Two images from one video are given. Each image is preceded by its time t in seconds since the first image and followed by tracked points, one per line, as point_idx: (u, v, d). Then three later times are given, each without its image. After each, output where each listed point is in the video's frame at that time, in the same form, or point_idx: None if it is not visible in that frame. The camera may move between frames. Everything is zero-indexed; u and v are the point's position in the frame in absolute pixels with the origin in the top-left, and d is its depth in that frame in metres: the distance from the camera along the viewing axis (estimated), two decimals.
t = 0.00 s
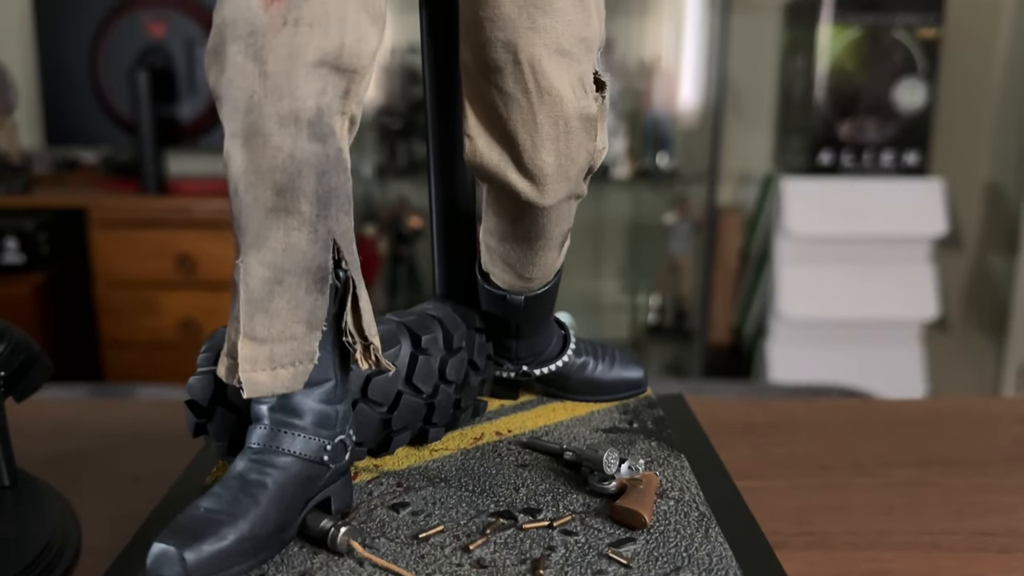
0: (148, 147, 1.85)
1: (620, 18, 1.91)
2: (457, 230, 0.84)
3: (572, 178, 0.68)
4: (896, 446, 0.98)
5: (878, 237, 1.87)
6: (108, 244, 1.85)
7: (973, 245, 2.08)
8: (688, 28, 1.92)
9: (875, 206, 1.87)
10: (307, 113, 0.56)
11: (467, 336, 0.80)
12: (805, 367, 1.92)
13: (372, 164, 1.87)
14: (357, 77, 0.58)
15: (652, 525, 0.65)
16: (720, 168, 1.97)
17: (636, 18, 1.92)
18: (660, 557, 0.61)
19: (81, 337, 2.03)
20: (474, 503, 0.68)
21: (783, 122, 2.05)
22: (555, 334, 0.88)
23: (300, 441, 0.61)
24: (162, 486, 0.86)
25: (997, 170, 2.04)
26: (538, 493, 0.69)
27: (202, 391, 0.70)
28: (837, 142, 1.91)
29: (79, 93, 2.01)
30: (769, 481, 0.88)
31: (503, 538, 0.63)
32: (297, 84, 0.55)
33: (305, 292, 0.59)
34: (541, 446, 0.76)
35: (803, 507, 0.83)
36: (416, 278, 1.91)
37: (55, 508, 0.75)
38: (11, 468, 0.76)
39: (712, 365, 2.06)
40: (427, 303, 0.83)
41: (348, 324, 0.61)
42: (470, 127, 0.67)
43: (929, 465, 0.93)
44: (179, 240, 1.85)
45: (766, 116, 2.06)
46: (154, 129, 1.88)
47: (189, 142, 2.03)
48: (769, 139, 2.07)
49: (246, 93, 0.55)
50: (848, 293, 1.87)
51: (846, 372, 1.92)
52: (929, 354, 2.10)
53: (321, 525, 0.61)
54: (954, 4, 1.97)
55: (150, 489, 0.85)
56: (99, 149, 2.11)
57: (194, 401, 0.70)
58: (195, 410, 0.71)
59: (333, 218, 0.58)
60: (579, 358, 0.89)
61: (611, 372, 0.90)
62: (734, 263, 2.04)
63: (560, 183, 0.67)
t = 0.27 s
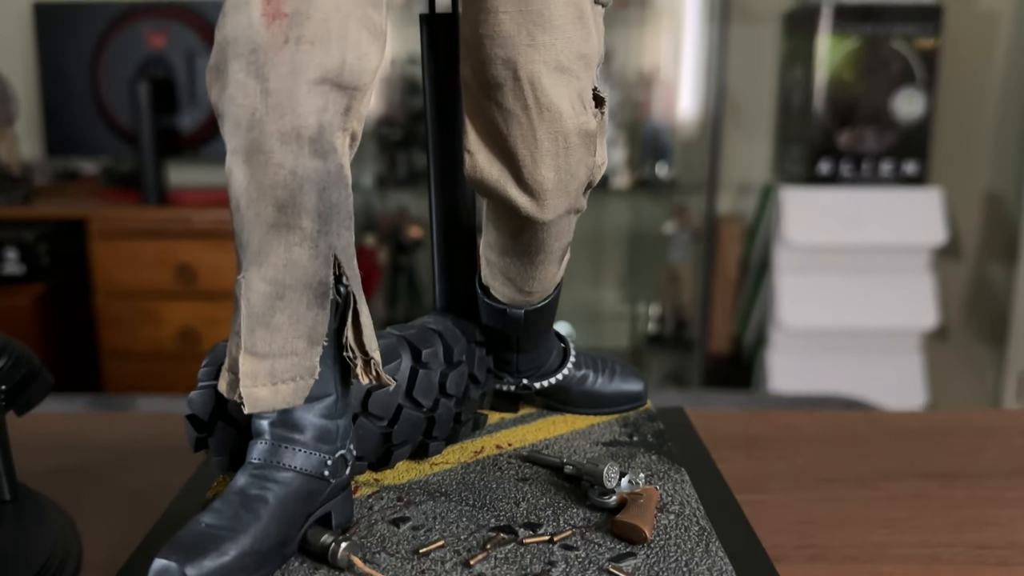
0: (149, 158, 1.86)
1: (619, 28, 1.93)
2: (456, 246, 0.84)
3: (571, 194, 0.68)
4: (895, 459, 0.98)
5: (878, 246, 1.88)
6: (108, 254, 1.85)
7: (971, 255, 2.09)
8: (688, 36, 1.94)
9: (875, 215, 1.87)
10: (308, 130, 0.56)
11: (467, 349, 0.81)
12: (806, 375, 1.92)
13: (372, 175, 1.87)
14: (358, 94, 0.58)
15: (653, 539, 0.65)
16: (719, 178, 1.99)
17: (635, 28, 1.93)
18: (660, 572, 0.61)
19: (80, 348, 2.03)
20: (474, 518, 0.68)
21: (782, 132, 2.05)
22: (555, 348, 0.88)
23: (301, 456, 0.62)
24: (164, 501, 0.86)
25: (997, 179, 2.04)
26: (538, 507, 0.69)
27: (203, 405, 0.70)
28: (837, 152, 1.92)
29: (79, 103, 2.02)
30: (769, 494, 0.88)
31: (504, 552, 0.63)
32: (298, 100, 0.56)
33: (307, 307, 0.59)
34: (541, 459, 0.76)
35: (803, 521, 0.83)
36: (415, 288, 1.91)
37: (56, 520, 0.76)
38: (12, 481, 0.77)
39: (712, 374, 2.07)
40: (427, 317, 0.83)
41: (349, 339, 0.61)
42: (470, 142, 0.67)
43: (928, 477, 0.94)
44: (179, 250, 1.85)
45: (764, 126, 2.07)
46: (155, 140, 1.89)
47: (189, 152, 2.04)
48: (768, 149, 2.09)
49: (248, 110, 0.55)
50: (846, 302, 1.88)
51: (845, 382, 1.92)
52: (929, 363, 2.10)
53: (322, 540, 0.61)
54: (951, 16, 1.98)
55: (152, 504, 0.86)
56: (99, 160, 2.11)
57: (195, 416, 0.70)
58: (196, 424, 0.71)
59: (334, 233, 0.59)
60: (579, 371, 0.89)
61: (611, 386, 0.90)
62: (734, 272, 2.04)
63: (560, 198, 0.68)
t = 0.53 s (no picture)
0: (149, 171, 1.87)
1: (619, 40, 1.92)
2: (456, 264, 0.85)
3: (571, 211, 0.69)
4: (896, 473, 0.98)
5: (878, 257, 1.88)
6: (108, 265, 1.85)
7: (971, 265, 2.10)
8: (687, 50, 1.94)
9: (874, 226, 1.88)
10: (310, 149, 0.57)
11: (468, 365, 0.81)
12: (806, 387, 1.92)
13: (371, 186, 1.88)
14: (360, 113, 0.59)
15: (654, 556, 0.65)
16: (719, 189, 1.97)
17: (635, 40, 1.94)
18: None
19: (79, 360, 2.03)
20: (476, 535, 0.68)
21: (780, 142, 2.06)
22: (556, 363, 0.88)
23: (303, 473, 0.62)
24: (166, 517, 0.86)
25: (997, 191, 2.06)
26: (539, 524, 0.69)
27: (204, 421, 0.70)
28: (836, 163, 1.91)
29: (79, 115, 2.03)
30: (769, 509, 0.88)
31: (505, 570, 0.63)
32: (300, 120, 0.56)
33: (309, 324, 0.59)
34: (542, 475, 0.76)
35: (804, 536, 0.83)
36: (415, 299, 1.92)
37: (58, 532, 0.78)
38: (13, 498, 0.80)
39: (712, 384, 2.07)
40: (428, 332, 0.84)
41: (351, 356, 0.62)
42: (470, 159, 0.68)
43: (929, 492, 0.94)
44: (180, 262, 1.85)
45: (763, 137, 2.08)
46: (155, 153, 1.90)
47: (190, 163, 2.04)
48: (766, 161, 2.09)
49: (250, 130, 0.56)
50: (846, 312, 1.88)
51: (845, 393, 1.92)
52: (929, 373, 2.12)
53: (323, 557, 0.62)
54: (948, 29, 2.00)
55: (153, 519, 0.86)
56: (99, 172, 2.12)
57: (196, 432, 0.71)
58: (197, 441, 0.71)
59: (336, 251, 0.59)
60: (580, 386, 0.89)
61: (612, 401, 0.90)
62: (734, 284, 2.06)
63: (560, 215, 0.68)
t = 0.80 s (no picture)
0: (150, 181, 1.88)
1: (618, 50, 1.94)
2: (456, 275, 0.85)
3: (572, 226, 0.69)
4: (898, 484, 0.98)
5: (879, 266, 1.89)
6: (109, 275, 1.86)
7: (971, 273, 2.13)
8: (687, 60, 1.95)
9: (874, 235, 1.88)
10: (313, 166, 0.57)
11: (469, 379, 0.81)
12: (807, 396, 1.92)
13: (372, 196, 1.88)
14: (362, 130, 0.59)
15: (656, 571, 0.65)
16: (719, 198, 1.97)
17: (635, 50, 1.95)
18: None
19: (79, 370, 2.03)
20: (478, 550, 0.68)
21: (780, 151, 2.07)
22: (557, 376, 0.89)
23: (305, 489, 0.62)
24: (167, 533, 0.86)
25: (996, 200, 2.09)
26: (541, 539, 0.69)
27: (208, 436, 0.70)
28: (835, 172, 1.92)
29: (80, 126, 2.03)
30: (771, 522, 0.88)
31: None
32: (304, 137, 0.56)
33: (311, 340, 0.59)
34: (543, 490, 0.77)
35: (806, 549, 0.83)
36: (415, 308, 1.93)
37: (60, 547, 0.80)
38: (15, 512, 0.81)
39: (714, 393, 2.08)
40: (430, 346, 0.84)
41: (353, 372, 0.62)
42: (472, 175, 0.68)
43: (931, 504, 0.94)
44: (181, 272, 1.86)
45: (763, 145, 2.09)
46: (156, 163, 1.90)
47: (191, 173, 2.05)
48: (766, 170, 2.10)
49: (254, 147, 0.56)
50: (846, 322, 1.89)
51: (847, 402, 1.93)
52: (930, 381, 2.13)
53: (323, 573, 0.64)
54: (947, 35, 2.03)
55: (154, 533, 0.86)
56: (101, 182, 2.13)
57: (199, 446, 0.71)
58: (200, 455, 0.71)
59: (339, 266, 0.59)
60: (581, 400, 0.89)
61: (613, 414, 0.91)
62: (734, 292, 2.07)
63: (561, 229, 0.69)
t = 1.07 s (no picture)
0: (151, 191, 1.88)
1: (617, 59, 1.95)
2: (456, 287, 0.85)
3: (571, 240, 0.70)
4: (898, 496, 0.98)
5: (879, 274, 1.89)
6: (109, 284, 1.86)
7: (970, 281, 2.13)
8: (686, 69, 1.95)
9: (874, 243, 1.89)
10: (314, 182, 0.57)
11: (469, 392, 0.81)
12: (807, 404, 1.92)
13: (372, 205, 1.89)
14: (363, 146, 0.60)
15: None
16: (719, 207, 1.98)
17: (634, 60, 1.96)
18: None
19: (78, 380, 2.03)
20: (478, 564, 0.68)
21: (779, 160, 2.07)
22: (557, 389, 0.89)
23: (305, 504, 0.62)
24: (166, 547, 0.86)
25: (996, 208, 2.10)
26: (541, 552, 0.70)
27: (208, 450, 0.71)
28: (834, 181, 1.93)
29: (81, 135, 2.04)
30: (771, 534, 0.88)
31: None
32: (304, 154, 0.57)
33: (311, 355, 0.59)
34: (543, 503, 0.77)
35: (805, 561, 0.83)
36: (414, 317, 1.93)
37: (60, 560, 0.80)
38: (16, 526, 0.81)
39: (715, 401, 2.06)
40: (430, 359, 0.84)
41: (353, 387, 0.62)
42: (472, 190, 0.68)
43: (931, 516, 0.94)
44: (181, 281, 1.86)
45: (762, 154, 2.09)
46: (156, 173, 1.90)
47: (190, 183, 2.06)
48: (766, 178, 2.10)
49: (255, 164, 0.57)
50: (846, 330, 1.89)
51: (847, 410, 1.93)
52: (931, 389, 2.13)
53: None
54: (946, 44, 2.04)
55: (154, 546, 0.86)
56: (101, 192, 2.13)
57: (199, 460, 0.71)
58: (200, 469, 0.71)
59: (339, 281, 0.59)
60: (581, 412, 0.90)
61: (613, 427, 0.91)
62: (734, 299, 2.05)
63: (560, 243, 0.69)
